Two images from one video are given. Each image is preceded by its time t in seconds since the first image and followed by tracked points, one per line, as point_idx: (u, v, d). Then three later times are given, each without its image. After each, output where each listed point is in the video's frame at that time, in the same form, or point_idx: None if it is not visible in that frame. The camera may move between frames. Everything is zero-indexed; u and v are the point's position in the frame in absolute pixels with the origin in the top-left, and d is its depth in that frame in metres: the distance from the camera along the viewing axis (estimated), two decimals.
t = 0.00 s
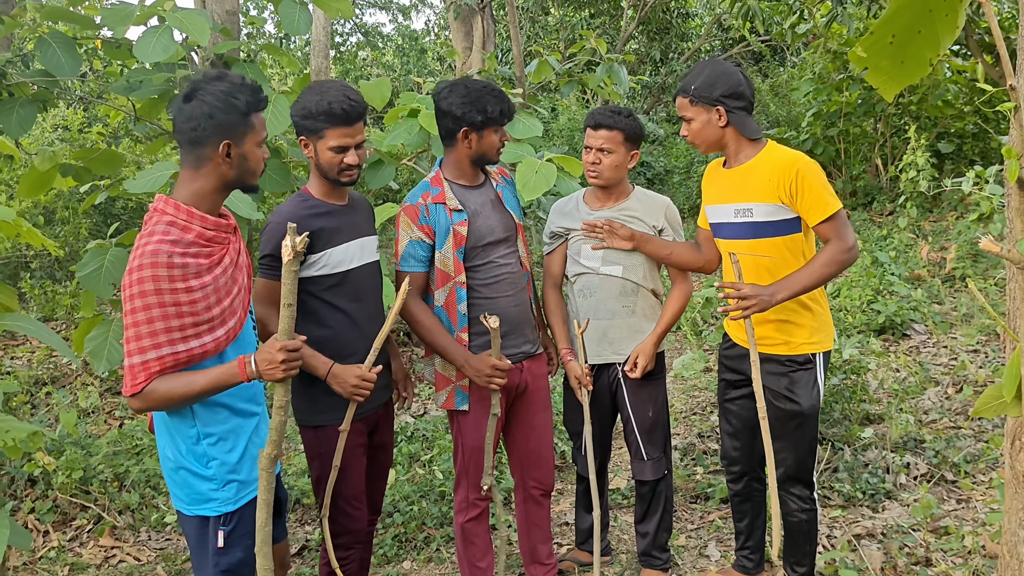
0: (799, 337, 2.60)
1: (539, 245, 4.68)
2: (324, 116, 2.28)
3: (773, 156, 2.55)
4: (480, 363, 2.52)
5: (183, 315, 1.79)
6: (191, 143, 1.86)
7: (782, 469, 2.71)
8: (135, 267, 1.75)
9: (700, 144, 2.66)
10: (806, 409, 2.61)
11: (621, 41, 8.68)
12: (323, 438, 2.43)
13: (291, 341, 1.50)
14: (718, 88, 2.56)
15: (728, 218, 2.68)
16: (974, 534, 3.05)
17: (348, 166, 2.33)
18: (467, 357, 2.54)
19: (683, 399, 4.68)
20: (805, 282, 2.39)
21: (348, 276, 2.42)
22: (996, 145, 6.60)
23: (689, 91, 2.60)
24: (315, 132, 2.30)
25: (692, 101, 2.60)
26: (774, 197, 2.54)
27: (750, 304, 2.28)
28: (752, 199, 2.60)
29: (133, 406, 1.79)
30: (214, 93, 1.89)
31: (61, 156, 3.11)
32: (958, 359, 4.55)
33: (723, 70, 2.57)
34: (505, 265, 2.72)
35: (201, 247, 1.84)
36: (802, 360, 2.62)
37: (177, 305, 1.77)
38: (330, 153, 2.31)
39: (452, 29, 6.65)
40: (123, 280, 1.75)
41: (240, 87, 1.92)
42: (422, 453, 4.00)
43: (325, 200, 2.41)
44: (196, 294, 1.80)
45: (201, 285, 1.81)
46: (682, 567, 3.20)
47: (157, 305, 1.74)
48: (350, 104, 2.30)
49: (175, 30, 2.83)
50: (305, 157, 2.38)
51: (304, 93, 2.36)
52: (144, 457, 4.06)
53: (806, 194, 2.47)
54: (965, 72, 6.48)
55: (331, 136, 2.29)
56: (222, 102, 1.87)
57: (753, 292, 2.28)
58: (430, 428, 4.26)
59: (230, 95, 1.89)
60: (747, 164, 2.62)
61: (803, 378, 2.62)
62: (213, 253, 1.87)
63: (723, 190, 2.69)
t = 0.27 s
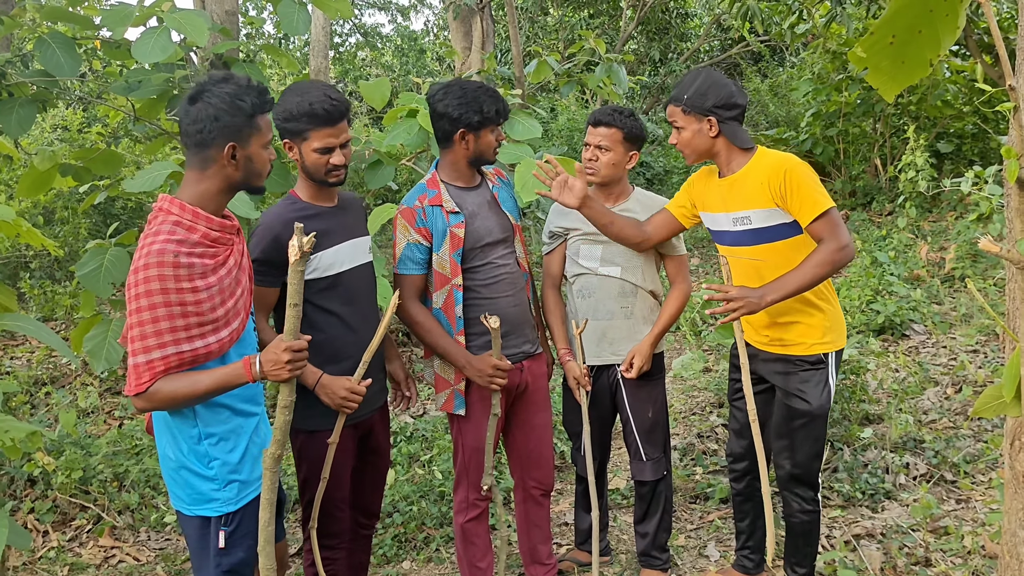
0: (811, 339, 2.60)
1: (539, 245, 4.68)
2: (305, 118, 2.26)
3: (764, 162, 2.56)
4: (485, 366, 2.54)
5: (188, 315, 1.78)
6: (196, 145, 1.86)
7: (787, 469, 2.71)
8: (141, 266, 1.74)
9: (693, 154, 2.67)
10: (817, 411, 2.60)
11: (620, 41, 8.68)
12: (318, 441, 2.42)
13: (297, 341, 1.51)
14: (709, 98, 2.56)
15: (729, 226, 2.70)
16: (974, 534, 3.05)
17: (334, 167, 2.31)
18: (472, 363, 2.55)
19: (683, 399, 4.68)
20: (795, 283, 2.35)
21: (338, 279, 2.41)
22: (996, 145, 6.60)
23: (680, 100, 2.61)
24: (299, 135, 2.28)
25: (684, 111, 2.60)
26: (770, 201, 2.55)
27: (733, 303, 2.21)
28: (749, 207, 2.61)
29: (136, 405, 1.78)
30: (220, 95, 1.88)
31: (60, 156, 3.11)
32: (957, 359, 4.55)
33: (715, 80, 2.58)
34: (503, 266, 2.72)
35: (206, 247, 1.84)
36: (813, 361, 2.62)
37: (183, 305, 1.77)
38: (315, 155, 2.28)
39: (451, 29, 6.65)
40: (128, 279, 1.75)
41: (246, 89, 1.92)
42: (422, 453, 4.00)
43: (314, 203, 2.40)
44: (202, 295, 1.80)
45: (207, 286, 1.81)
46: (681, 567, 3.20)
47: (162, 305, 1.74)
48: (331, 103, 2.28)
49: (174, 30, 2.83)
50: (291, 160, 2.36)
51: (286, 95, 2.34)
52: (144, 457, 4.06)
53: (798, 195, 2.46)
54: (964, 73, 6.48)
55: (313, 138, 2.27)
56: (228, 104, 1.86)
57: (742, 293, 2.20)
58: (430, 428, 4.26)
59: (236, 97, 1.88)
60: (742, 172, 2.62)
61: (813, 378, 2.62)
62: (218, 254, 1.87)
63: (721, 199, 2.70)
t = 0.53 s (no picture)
0: (818, 338, 2.61)
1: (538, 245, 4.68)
2: (292, 125, 2.25)
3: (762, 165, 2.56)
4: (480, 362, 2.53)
5: (191, 313, 1.78)
6: (198, 145, 1.86)
7: (792, 467, 2.70)
8: (145, 264, 1.74)
9: (690, 160, 2.65)
10: (826, 409, 2.60)
11: (620, 40, 8.68)
12: (316, 442, 2.41)
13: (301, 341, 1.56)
14: (704, 104, 2.57)
15: (730, 230, 2.69)
16: (974, 534, 3.05)
17: (325, 172, 2.31)
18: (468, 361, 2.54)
19: (683, 399, 4.68)
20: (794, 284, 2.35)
21: (331, 283, 2.41)
22: (995, 145, 6.60)
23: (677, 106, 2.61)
24: (287, 142, 2.27)
25: (680, 117, 2.60)
26: (769, 201, 2.55)
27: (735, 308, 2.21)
28: (750, 209, 2.60)
29: (140, 404, 1.78)
30: (221, 95, 1.87)
31: (59, 155, 3.11)
32: (957, 359, 4.55)
33: (710, 85, 2.58)
34: (501, 266, 2.71)
35: (209, 245, 1.84)
36: (819, 359, 2.62)
37: (186, 304, 1.77)
38: (305, 163, 2.29)
39: (451, 28, 6.65)
40: (132, 278, 1.75)
41: (248, 88, 1.91)
42: (421, 453, 4.00)
43: (303, 208, 2.39)
44: (205, 294, 1.79)
45: (210, 284, 1.81)
46: (681, 566, 3.20)
47: (166, 304, 1.74)
48: (316, 109, 2.26)
49: (171, 30, 2.83)
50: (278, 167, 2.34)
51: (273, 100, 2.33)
52: (144, 457, 4.05)
53: (797, 194, 2.46)
54: (964, 72, 6.48)
55: (302, 146, 2.26)
56: (230, 103, 1.86)
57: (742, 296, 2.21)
58: (429, 428, 4.26)
59: (238, 96, 1.87)
60: (740, 175, 2.62)
61: (819, 376, 2.62)
62: (221, 252, 1.87)
63: (720, 202, 2.70)
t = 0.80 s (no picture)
0: (819, 338, 2.60)
1: (539, 245, 4.68)
2: (297, 126, 2.24)
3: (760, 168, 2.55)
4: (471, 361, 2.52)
5: (197, 313, 1.78)
6: (200, 143, 1.86)
7: (795, 467, 2.70)
8: (149, 264, 1.74)
9: (688, 166, 2.65)
10: (829, 408, 2.60)
11: (620, 40, 8.68)
12: (315, 443, 2.42)
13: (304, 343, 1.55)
14: (699, 110, 2.58)
15: (729, 233, 2.69)
16: (975, 534, 3.05)
17: (327, 173, 2.31)
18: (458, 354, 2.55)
19: (684, 399, 4.68)
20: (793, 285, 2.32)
21: (326, 285, 2.41)
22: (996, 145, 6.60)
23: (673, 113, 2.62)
24: (290, 144, 2.25)
25: (676, 125, 2.62)
26: (766, 205, 2.55)
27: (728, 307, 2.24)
28: (747, 214, 2.60)
29: (147, 404, 1.79)
30: (222, 93, 1.87)
31: (60, 155, 3.11)
32: (958, 359, 4.54)
33: (706, 91, 2.59)
34: (501, 264, 2.71)
35: (213, 245, 1.84)
36: (824, 359, 2.62)
37: (192, 304, 1.76)
38: (309, 163, 2.28)
39: (451, 28, 6.65)
40: (137, 279, 1.75)
41: (249, 86, 1.91)
42: (422, 453, 4.00)
43: (299, 209, 2.38)
44: (210, 293, 1.79)
45: (215, 284, 1.81)
46: (683, 566, 3.20)
47: (172, 304, 1.74)
48: (323, 112, 2.27)
49: (171, 31, 2.83)
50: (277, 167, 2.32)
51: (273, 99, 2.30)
52: (145, 457, 4.05)
53: (795, 197, 2.45)
54: (964, 72, 6.48)
55: (306, 147, 2.25)
56: (230, 101, 1.85)
57: (734, 294, 2.23)
58: (430, 428, 4.26)
59: (238, 94, 1.87)
60: (737, 179, 2.62)
61: (822, 375, 2.62)
62: (225, 252, 1.86)
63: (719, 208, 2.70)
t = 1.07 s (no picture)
0: (805, 341, 2.61)
1: (539, 244, 4.68)
2: (315, 117, 2.25)
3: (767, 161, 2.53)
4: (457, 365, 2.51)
5: (198, 313, 1.78)
6: (199, 142, 1.86)
7: (790, 469, 2.70)
8: (150, 265, 1.74)
9: (698, 149, 2.65)
10: (821, 409, 2.60)
11: (620, 40, 8.68)
12: (317, 442, 2.42)
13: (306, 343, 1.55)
14: (712, 92, 2.57)
15: (727, 225, 2.70)
16: (976, 533, 3.05)
17: (341, 165, 2.33)
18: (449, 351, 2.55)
19: (684, 398, 4.68)
20: (785, 280, 2.35)
21: (331, 283, 2.41)
22: (996, 144, 6.60)
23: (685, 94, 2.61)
24: (307, 137, 2.26)
25: (688, 105, 2.61)
26: (765, 199, 2.55)
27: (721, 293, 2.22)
28: (746, 205, 2.61)
29: (149, 405, 1.79)
30: (222, 92, 1.87)
31: (60, 155, 3.11)
32: (959, 359, 4.54)
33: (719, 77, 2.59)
34: (502, 263, 2.71)
35: (214, 245, 1.84)
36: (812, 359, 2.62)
37: (194, 304, 1.77)
38: (323, 156, 2.29)
39: (451, 28, 6.65)
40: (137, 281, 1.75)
41: (248, 86, 1.91)
42: (422, 453, 4.00)
43: (303, 208, 2.38)
44: (211, 293, 1.79)
45: (216, 284, 1.80)
46: (683, 566, 3.20)
47: (172, 305, 1.74)
48: (338, 104, 2.31)
49: (172, 32, 2.83)
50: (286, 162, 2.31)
51: (283, 94, 2.31)
52: (145, 457, 4.05)
53: (797, 193, 2.45)
54: (964, 71, 6.47)
55: (323, 139, 2.27)
56: (230, 100, 1.86)
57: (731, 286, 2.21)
58: (430, 427, 4.26)
59: (238, 93, 1.87)
60: (743, 168, 2.62)
61: (814, 377, 2.62)
62: (226, 252, 1.86)
63: (718, 197, 2.70)
